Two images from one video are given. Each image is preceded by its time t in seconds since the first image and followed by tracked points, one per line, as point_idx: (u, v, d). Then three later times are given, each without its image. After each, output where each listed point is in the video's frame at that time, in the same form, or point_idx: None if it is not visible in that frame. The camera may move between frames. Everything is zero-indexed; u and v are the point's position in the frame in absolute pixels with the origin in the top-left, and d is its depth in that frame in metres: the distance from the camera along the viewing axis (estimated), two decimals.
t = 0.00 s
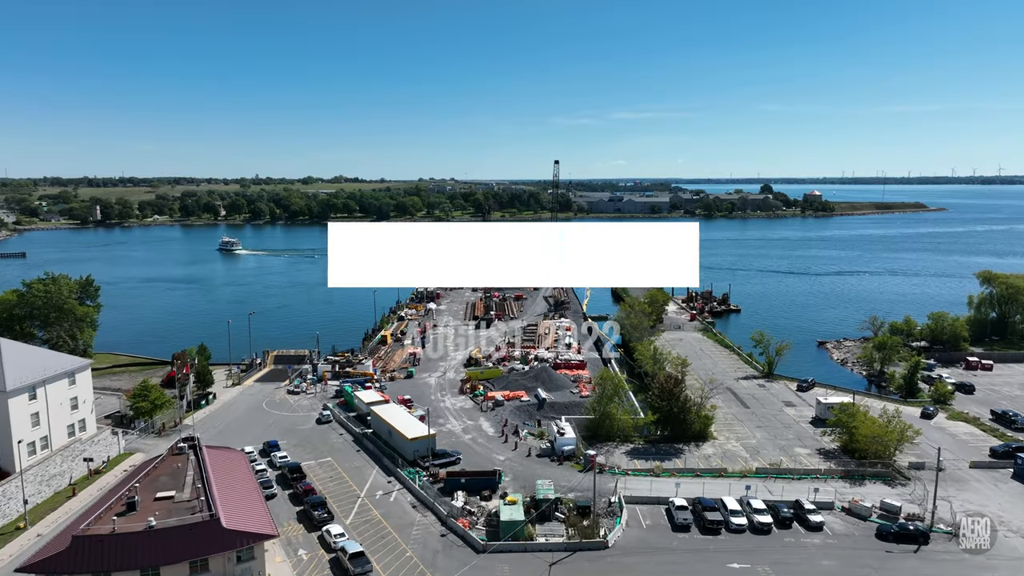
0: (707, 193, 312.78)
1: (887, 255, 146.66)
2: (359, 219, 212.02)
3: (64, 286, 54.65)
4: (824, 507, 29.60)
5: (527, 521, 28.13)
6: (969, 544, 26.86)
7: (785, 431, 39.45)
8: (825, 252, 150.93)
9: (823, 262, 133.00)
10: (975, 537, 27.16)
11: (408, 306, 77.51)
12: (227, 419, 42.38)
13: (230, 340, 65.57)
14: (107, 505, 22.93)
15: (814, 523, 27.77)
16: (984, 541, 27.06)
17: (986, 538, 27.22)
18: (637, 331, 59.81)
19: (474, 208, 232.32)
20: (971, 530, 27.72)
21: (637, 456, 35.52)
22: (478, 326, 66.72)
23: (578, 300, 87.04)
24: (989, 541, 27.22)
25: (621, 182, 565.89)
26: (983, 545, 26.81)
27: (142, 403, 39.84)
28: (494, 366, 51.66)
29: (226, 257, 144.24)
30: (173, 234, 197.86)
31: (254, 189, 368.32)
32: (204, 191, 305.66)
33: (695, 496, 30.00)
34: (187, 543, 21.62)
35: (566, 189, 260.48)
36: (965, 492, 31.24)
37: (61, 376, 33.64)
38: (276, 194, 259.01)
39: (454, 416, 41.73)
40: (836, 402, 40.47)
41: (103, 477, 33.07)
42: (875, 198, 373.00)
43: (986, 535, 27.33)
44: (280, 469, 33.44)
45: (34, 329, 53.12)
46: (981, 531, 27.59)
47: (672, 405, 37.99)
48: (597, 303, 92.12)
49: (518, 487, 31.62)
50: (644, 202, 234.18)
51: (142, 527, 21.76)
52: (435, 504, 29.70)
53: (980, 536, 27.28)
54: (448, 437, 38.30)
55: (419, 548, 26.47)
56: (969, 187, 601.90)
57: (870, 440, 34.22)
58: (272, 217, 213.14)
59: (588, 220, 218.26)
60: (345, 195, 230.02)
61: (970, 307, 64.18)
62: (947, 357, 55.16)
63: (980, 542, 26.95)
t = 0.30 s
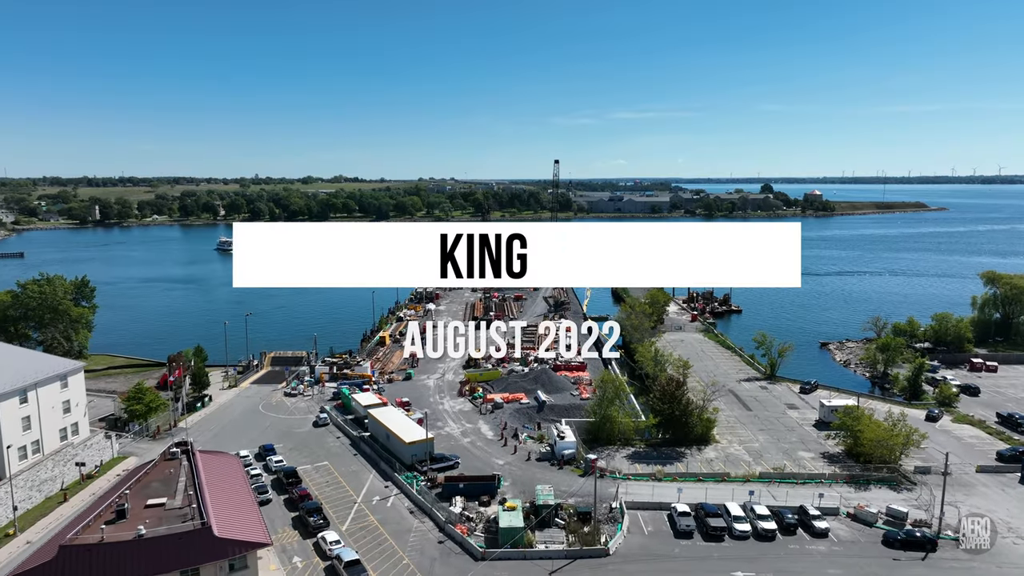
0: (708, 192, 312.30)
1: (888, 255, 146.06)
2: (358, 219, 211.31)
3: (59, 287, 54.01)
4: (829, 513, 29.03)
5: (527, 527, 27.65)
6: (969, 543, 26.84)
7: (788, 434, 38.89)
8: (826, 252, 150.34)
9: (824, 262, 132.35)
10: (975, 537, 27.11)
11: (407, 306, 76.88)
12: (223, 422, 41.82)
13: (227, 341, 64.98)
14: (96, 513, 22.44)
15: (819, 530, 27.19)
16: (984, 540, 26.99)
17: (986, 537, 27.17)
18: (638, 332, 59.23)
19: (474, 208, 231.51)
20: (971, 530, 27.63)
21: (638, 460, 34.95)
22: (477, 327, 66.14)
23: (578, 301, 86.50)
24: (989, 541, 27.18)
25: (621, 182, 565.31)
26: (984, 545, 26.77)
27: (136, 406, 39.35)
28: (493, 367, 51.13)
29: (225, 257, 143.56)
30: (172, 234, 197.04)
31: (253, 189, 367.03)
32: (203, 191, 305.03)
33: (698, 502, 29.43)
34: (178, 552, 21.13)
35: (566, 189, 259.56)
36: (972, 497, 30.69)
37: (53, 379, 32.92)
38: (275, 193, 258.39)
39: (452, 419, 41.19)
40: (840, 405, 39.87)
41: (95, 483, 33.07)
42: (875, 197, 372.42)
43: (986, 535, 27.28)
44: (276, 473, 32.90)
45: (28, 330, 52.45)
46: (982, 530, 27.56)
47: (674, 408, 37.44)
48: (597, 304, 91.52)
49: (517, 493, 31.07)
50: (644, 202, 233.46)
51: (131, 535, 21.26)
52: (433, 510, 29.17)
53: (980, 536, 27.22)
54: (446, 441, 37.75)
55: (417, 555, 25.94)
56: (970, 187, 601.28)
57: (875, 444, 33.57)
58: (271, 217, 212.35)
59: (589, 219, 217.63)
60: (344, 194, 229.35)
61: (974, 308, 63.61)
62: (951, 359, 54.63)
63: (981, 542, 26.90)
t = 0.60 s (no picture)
0: (708, 190, 311.80)
1: (889, 253, 145.62)
2: (358, 217, 210.69)
3: (53, 286, 53.42)
4: (834, 517, 28.54)
5: (526, 531, 27.19)
6: (969, 544, 26.65)
7: (792, 435, 38.35)
8: (827, 250, 149.77)
9: (825, 260, 131.94)
10: (975, 538, 26.93)
11: (405, 306, 76.32)
12: (219, 422, 41.29)
13: (225, 341, 64.52)
14: (84, 520, 21.94)
15: (824, 534, 26.65)
16: (984, 541, 26.81)
17: (985, 538, 27.00)
18: (639, 331, 58.69)
19: (474, 206, 231.06)
20: (970, 530, 27.45)
21: (640, 463, 34.43)
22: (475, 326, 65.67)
23: (578, 300, 86.13)
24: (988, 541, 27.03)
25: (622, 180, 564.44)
26: (983, 545, 26.62)
27: (130, 407, 38.84)
28: (492, 367, 50.61)
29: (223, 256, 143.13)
30: (171, 232, 196.43)
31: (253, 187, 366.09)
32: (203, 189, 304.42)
33: (701, 506, 28.88)
34: (168, 560, 20.59)
35: (566, 187, 259.20)
36: (980, 501, 30.15)
37: (45, 381, 32.41)
38: (274, 191, 257.85)
39: (451, 420, 40.66)
40: (843, 406, 39.36)
41: (88, 486, 32.16)
42: (876, 195, 372.01)
43: (985, 535, 27.13)
44: (272, 476, 32.39)
45: (23, 330, 51.87)
46: (981, 530, 27.41)
47: (675, 409, 36.89)
48: (597, 303, 91.13)
49: (516, 496, 30.52)
50: (644, 200, 232.79)
51: (120, 543, 20.74)
52: (430, 513, 28.65)
53: (979, 536, 27.05)
54: (444, 442, 37.21)
55: (414, 561, 25.41)
56: (970, 185, 601.01)
57: (880, 446, 33.08)
58: (270, 215, 212.01)
59: (588, 217, 217.26)
60: (344, 192, 228.88)
61: (977, 307, 63.09)
62: (955, 358, 54.11)
63: (980, 542, 26.73)
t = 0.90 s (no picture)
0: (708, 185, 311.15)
1: (891, 247, 145.20)
2: (357, 212, 209.95)
3: (48, 281, 52.81)
4: (839, 517, 28.03)
5: (526, 532, 26.71)
6: (969, 543, 26.20)
7: (794, 432, 37.88)
8: (828, 244, 149.23)
9: (827, 255, 131.45)
10: (976, 537, 26.45)
11: (405, 301, 75.72)
12: (215, 420, 40.79)
13: (222, 337, 64.01)
14: (73, 523, 21.46)
15: (829, 535, 26.15)
16: (985, 541, 26.31)
17: (986, 537, 26.51)
18: (640, 327, 58.06)
19: (474, 200, 230.39)
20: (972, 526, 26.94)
21: (641, 461, 33.94)
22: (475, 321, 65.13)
23: (578, 295, 85.64)
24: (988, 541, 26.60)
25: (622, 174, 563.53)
26: (983, 544, 26.18)
27: (125, 404, 38.34)
28: (492, 364, 50.11)
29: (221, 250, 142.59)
30: (170, 226, 195.81)
31: (252, 181, 365.31)
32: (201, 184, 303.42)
33: (703, 506, 28.37)
34: (158, 564, 20.07)
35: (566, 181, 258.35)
36: (986, 500, 29.68)
37: (36, 379, 31.78)
38: (273, 185, 256.99)
39: (450, 418, 40.17)
40: (847, 403, 38.86)
41: (81, 485, 32.02)
42: (876, 190, 371.23)
43: (987, 533, 26.63)
44: (268, 475, 31.90)
45: (18, 326, 51.30)
46: (983, 527, 26.91)
47: (677, 407, 36.43)
48: (597, 299, 90.67)
49: (516, 496, 30.03)
50: (644, 194, 231.98)
51: (109, 547, 20.24)
52: (428, 514, 28.18)
53: (980, 535, 26.55)
54: (443, 441, 36.71)
55: (412, 563, 24.93)
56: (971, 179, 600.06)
57: (886, 444, 32.49)
58: (269, 209, 211.42)
59: (589, 212, 216.75)
60: (343, 186, 228.16)
61: (981, 303, 62.58)
62: (958, 354, 53.60)
63: (980, 542, 26.28)
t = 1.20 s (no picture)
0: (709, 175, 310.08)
1: (892, 237, 144.62)
2: (356, 202, 209.13)
3: (42, 273, 52.31)
4: (843, 513, 27.59)
5: (524, 529, 26.24)
6: (969, 543, 25.57)
7: (797, 426, 37.43)
8: (829, 234, 148.60)
9: (828, 245, 130.89)
10: (976, 537, 25.78)
11: (404, 293, 75.16)
12: (211, 414, 40.35)
13: (220, 329, 63.58)
14: (62, 522, 21.00)
15: (833, 532, 25.73)
16: (984, 540, 25.70)
17: (985, 535, 25.93)
18: (641, 319, 57.45)
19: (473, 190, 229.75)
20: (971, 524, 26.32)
21: (642, 456, 33.48)
22: (474, 313, 64.63)
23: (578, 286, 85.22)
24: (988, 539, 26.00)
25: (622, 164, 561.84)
26: (983, 543, 25.59)
27: (120, 398, 37.92)
28: (491, 356, 49.58)
29: (220, 241, 142.14)
30: (168, 217, 194.92)
31: (251, 172, 364.03)
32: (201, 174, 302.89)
33: (705, 502, 27.92)
34: (149, 564, 19.59)
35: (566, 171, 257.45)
36: (993, 496, 29.24)
37: (28, 372, 31.51)
38: (273, 176, 256.20)
39: (448, 412, 39.70)
40: (851, 397, 38.43)
41: (74, 481, 31.27)
42: (877, 179, 369.98)
43: (986, 531, 26.03)
44: (263, 471, 31.46)
45: (13, 318, 50.84)
46: (983, 525, 26.32)
47: (678, 401, 35.95)
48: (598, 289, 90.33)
49: (515, 491, 29.62)
50: (645, 184, 230.92)
51: (99, 547, 19.75)
52: (426, 510, 27.75)
53: (980, 533, 25.95)
54: (441, 435, 36.25)
55: (409, 561, 24.52)
56: (972, 168, 597.93)
57: (890, 439, 32.17)
58: (268, 199, 210.92)
59: (589, 202, 216.26)
60: (343, 177, 227.25)
61: (984, 294, 62.03)
62: (962, 346, 53.14)
63: (980, 541, 25.67)
